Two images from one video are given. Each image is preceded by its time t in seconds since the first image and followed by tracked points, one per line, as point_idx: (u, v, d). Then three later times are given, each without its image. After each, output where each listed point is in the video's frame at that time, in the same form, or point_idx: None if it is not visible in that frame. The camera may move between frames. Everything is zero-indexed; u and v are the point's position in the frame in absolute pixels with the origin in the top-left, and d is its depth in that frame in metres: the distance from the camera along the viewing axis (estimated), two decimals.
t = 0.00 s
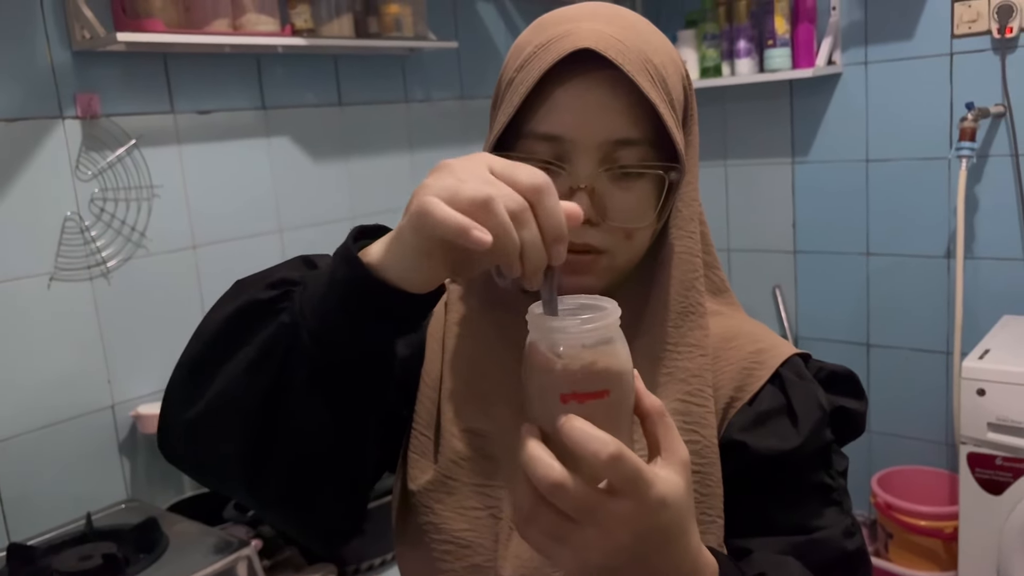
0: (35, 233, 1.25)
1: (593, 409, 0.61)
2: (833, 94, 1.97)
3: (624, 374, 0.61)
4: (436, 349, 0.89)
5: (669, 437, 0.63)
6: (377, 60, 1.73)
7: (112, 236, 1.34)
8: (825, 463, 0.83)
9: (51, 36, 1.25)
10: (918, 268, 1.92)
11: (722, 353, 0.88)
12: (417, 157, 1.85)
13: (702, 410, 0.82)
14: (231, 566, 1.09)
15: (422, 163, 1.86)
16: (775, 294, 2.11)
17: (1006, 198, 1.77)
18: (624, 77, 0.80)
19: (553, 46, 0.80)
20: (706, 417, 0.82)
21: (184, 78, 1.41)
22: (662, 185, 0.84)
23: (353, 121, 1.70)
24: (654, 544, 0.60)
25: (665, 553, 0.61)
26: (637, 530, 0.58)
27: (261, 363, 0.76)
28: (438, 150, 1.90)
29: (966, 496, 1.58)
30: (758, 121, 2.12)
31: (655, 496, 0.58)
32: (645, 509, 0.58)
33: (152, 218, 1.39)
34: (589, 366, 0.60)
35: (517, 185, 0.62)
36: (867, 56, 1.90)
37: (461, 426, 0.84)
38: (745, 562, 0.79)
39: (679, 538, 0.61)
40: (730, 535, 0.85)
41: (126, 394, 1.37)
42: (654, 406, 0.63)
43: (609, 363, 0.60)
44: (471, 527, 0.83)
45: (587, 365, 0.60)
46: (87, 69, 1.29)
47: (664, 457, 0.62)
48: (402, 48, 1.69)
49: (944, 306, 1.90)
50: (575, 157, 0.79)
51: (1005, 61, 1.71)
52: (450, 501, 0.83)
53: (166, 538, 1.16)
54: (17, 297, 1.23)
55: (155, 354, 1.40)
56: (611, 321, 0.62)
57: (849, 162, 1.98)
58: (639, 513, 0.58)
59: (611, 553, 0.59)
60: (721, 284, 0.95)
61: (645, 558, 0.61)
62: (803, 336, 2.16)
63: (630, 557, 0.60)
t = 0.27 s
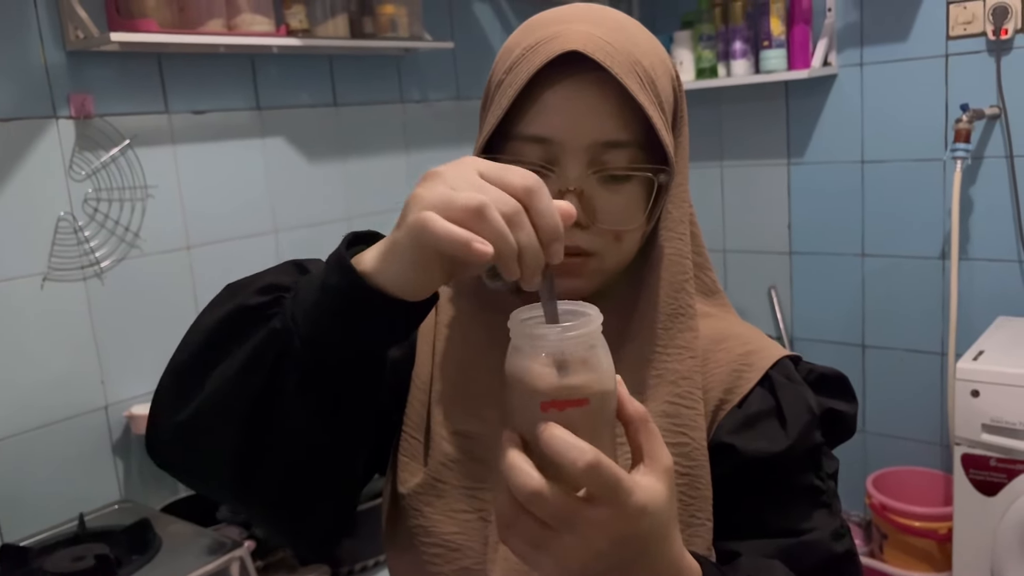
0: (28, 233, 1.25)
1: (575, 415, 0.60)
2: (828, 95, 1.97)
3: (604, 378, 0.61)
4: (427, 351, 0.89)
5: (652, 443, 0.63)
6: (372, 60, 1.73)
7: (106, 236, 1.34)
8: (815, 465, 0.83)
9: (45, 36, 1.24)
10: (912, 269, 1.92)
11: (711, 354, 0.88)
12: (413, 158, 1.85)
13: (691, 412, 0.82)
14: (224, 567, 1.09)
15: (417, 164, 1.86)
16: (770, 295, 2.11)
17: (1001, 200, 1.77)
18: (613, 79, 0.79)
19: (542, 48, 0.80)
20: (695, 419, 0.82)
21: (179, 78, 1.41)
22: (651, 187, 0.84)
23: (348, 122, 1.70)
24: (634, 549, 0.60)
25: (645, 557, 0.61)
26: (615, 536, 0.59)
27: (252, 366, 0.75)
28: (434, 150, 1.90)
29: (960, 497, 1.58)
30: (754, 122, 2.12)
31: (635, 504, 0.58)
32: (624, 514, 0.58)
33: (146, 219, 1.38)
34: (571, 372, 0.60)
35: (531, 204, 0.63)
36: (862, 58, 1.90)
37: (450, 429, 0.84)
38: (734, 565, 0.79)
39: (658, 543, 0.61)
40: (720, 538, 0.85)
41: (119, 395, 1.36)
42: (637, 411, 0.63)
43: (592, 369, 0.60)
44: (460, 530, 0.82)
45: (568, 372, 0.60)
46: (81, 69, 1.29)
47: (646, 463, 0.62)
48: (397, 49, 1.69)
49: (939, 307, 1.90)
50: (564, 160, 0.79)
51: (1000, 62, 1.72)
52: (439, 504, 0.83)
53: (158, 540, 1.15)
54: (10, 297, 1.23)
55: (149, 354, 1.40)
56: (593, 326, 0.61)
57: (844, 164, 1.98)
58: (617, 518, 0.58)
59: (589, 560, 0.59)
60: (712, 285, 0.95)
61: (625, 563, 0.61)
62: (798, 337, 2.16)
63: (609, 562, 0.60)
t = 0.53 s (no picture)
0: (26, 232, 1.24)
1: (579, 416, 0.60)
2: (828, 95, 1.97)
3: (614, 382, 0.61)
4: (427, 351, 0.88)
5: (657, 447, 0.62)
6: (371, 58, 1.73)
7: (104, 235, 1.33)
8: (816, 466, 0.83)
9: (42, 34, 1.24)
10: (911, 269, 1.92)
11: (712, 355, 0.88)
12: (412, 157, 1.84)
13: (692, 412, 0.82)
14: (223, 566, 1.09)
15: (416, 163, 1.86)
16: (770, 294, 2.11)
17: (1000, 200, 1.77)
18: (615, 79, 0.79)
19: (543, 47, 0.80)
20: (696, 419, 0.82)
21: (177, 77, 1.40)
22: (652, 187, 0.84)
23: (347, 120, 1.69)
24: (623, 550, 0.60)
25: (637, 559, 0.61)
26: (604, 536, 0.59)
27: (250, 379, 0.75)
28: (433, 149, 1.90)
29: (960, 497, 1.58)
30: (753, 122, 2.12)
31: (626, 506, 0.58)
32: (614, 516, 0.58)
33: (144, 217, 1.38)
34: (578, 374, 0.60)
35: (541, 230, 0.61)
36: (862, 57, 1.90)
37: (450, 430, 0.84)
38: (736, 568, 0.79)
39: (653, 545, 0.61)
40: (721, 540, 0.85)
41: (117, 394, 1.36)
42: (647, 414, 0.63)
43: (596, 367, 0.60)
44: (460, 531, 0.82)
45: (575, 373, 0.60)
46: (78, 67, 1.28)
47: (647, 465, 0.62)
48: (396, 47, 1.69)
49: (938, 307, 1.90)
50: (565, 160, 0.79)
51: (1000, 62, 1.71)
52: (439, 505, 0.83)
53: (156, 540, 1.15)
54: (8, 296, 1.23)
55: (147, 354, 1.39)
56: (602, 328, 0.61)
57: (844, 163, 1.98)
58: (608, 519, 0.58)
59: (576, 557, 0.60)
60: (713, 285, 0.95)
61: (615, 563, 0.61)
62: (798, 337, 2.16)
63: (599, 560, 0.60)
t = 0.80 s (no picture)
0: (21, 227, 1.24)
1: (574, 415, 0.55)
2: (827, 91, 1.97)
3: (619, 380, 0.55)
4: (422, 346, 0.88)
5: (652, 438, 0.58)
6: (368, 53, 1.72)
7: (99, 230, 1.32)
8: (816, 458, 0.83)
9: (38, 29, 1.23)
10: (909, 266, 1.92)
11: (710, 348, 0.87)
12: (409, 153, 1.83)
13: (690, 406, 0.81)
14: (219, 564, 1.08)
15: (414, 159, 1.85)
16: (768, 291, 2.11)
17: (998, 197, 1.77)
18: (613, 71, 0.79)
19: (541, 39, 0.79)
20: (694, 413, 0.81)
21: (173, 71, 1.39)
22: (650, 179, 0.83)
23: (344, 116, 1.68)
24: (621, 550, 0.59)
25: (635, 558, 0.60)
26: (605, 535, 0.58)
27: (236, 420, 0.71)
28: (431, 145, 1.89)
29: (958, 494, 1.58)
30: (751, 118, 2.11)
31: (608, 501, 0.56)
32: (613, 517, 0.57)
33: (139, 213, 1.37)
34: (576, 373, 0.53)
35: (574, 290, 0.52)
36: (860, 54, 1.90)
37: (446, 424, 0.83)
38: (737, 562, 0.79)
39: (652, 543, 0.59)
40: (720, 531, 0.85)
41: (113, 391, 1.35)
42: (651, 405, 0.57)
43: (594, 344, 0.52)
44: (456, 525, 0.81)
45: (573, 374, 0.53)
46: (74, 63, 1.27)
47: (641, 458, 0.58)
48: (394, 43, 1.68)
49: (936, 303, 1.90)
50: (562, 152, 0.78)
51: (999, 59, 1.71)
52: (435, 500, 0.82)
53: (153, 537, 1.14)
54: (3, 292, 1.22)
55: (143, 350, 1.39)
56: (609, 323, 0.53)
57: (843, 160, 1.97)
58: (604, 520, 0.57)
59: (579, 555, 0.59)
60: (710, 281, 0.94)
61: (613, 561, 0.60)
62: (796, 334, 2.16)
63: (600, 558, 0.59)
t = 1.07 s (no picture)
0: (16, 222, 1.23)
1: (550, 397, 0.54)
2: (826, 87, 1.96)
3: (593, 351, 0.52)
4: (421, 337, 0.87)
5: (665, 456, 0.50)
6: (366, 48, 1.71)
7: (95, 226, 1.32)
8: (816, 451, 0.82)
9: (33, 23, 1.22)
10: (908, 262, 1.91)
11: (710, 341, 0.87)
12: (407, 148, 1.83)
13: (689, 398, 0.80)
14: (216, 561, 1.08)
15: (412, 155, 1.84)
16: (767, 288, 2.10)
17: (998, 192, 1.77)
18: (608, 62, 0.78)
19: (537, 29, 0.79)
20: (694, 405, 0.80)
21: (169, 66, 1.38)
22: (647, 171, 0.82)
23: (341, 110, 1.68)
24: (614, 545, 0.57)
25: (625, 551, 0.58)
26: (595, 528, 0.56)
27: (249, 411, 0.71)
28: (428, 141, 1.88)
29: (957, 490, 1.58)
30: (750, 114, 2.11)
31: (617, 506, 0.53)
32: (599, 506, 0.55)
33: (135, 209, 1.36)
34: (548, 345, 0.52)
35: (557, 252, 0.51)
36: (860, 49, 1.89)
37: (444, 418, 0.82)
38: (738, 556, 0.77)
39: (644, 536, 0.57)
40: (720, 526, 0.83)
41: (109, 387, 1.34)
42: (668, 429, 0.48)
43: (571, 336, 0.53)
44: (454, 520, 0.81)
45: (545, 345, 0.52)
46: (69, 56, 1.26)
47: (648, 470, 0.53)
48: (392, 38, 1.67)
49: (934, 299, 1.89)
50: (559, 143, 0.77)
51: (999, 54, 1.71)
52: (432, 494, 0.81)
53: (149, 534, 1.14)
54: None
55: (140, 346, 1.38)
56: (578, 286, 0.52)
57: (842, 156, 1.97)
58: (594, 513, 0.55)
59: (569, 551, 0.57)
60: (709, 275, 0.94)
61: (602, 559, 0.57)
62: (795, 330, 2.15)
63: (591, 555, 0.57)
